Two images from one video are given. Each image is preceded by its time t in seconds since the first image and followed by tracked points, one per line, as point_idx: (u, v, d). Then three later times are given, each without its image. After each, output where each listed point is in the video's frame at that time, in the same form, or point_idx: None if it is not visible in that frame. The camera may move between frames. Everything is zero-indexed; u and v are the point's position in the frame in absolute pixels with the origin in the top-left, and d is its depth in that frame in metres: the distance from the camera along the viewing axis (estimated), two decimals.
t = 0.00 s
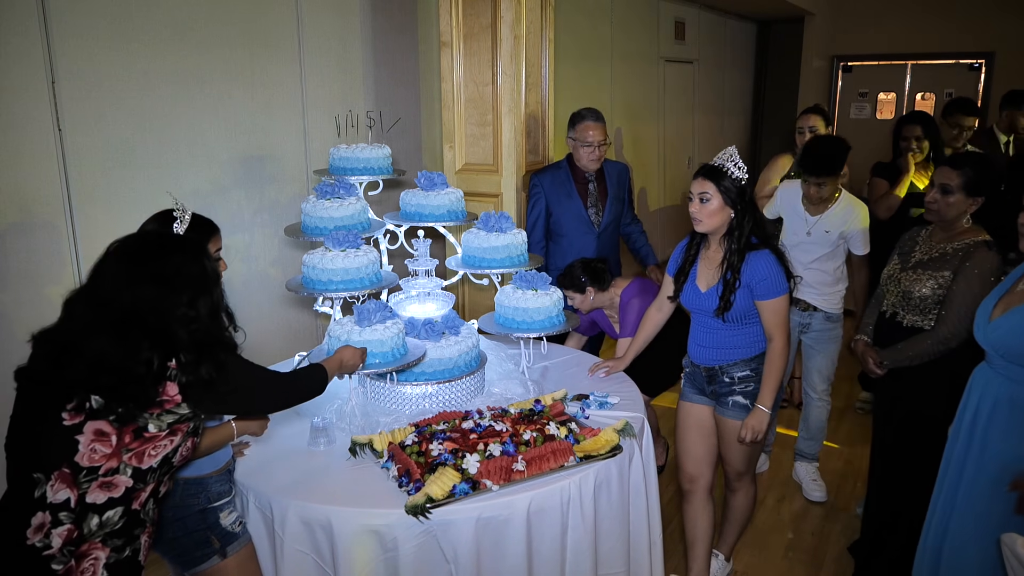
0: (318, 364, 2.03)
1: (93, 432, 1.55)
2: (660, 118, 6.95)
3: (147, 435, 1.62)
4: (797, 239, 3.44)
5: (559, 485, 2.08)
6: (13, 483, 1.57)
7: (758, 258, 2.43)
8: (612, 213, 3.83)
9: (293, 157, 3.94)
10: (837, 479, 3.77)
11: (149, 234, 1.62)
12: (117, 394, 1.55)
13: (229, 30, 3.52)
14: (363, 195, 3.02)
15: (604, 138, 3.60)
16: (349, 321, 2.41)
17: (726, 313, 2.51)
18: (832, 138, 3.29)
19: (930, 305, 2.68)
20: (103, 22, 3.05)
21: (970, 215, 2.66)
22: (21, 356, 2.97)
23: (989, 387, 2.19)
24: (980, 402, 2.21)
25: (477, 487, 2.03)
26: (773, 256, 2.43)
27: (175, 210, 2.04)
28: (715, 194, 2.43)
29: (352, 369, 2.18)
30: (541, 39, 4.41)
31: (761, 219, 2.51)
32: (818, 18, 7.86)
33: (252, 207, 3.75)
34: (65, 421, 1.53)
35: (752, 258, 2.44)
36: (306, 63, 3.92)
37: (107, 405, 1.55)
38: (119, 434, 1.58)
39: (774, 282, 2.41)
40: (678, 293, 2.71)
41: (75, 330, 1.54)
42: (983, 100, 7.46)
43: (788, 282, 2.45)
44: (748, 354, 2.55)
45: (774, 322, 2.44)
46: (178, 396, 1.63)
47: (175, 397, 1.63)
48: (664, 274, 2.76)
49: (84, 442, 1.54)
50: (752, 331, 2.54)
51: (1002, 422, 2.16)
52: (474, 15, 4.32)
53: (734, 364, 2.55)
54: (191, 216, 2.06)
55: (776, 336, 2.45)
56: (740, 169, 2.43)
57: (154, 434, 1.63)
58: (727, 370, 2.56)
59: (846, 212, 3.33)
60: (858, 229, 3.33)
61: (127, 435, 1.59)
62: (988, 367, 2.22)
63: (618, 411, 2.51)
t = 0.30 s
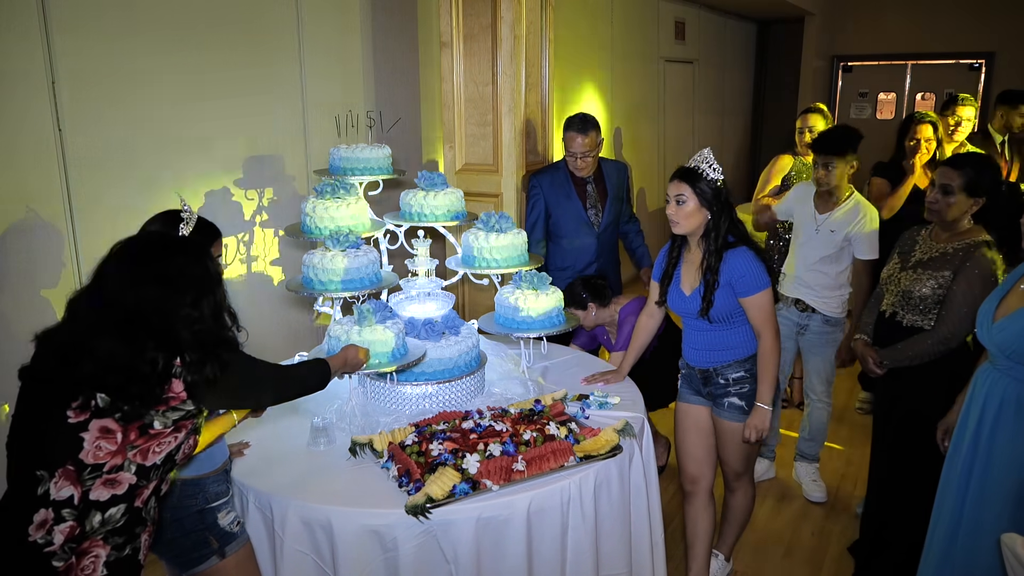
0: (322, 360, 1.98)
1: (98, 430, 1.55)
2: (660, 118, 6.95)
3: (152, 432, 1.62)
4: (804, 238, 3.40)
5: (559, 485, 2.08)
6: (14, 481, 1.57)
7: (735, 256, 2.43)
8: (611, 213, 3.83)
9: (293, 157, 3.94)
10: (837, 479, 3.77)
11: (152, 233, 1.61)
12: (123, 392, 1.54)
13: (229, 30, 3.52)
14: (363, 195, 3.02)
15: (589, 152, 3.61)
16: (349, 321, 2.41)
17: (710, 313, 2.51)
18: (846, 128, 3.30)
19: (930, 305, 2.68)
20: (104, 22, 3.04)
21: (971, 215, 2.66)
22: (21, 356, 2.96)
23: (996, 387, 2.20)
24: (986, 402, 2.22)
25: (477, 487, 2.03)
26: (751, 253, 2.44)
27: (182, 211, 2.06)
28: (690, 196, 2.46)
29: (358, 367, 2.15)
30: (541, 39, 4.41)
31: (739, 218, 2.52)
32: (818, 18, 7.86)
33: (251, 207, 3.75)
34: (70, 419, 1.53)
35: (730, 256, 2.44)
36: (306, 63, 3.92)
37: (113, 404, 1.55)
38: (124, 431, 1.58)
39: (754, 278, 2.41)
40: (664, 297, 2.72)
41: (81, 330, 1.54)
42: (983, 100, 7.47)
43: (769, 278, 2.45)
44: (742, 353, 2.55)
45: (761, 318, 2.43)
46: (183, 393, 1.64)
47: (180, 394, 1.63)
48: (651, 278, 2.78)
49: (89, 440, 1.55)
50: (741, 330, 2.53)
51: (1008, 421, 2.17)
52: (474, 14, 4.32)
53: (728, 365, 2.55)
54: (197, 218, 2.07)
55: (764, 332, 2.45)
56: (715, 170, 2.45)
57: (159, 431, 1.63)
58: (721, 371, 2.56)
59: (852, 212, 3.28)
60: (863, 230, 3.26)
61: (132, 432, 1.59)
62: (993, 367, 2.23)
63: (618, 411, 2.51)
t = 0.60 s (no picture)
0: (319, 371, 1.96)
1: (97, 431, 1.54)
2: (660, 118, 6.95)
3: (150, 434, 1.61)
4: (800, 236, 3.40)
5: (559, 485, 2.08)
6: (16, 480, 1.57)
7: (722, 255, 2.43)
8: (607, 215, 3.82)
9: (293, 157, 3.94)
10: (837, 479, 3.77)
11: (154, 236, 1.63)
12: (122, 392, 1.54)
13: (229, 29, 3.52)
14: (363, 195, 3.01)
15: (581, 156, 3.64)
16: (349, 321, 2.41)
17: (698, 312, 2.52)
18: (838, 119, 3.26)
19: (930, 305, 2.68)
20: (104, 21, 3.04)
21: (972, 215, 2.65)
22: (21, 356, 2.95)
23: (999, 386, 2.19)
24: (990, 401, 2.21)
25: (477, 487, 2.03)
26: (739, 252, 2.43)
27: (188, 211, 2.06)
28: (677, 196, 2.47)
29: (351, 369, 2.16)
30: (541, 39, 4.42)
31: (728, 217, 2.51)
32: (818, 18, 7.86)
33: (252, 207, 3.75)
34: (70, 419, 1.53)
35: (717, 255, 2.44)
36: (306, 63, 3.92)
37: (111, 404, 1.55)
38: (122, 432, 1.57)
39: (741, 277, 2.41)
40: (655, 297, 2.71)
41: (80, 329, 1.53)
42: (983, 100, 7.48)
43: (757, 277, 2.45)
44: (734, 353, 2.55)
45: (748, 317, 2.43)
46: (181, 395, 1.62)
47: (177, 396, 1.62)
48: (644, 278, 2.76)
49: (88, 440, 1.54)
50: (730, 330, 2.54)
51: (1011, 421, 2.16)
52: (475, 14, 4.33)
53: (719, 365, 2.55)
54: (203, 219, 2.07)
55: (750, 333, 2.44)
56: (700, 170, 2.46)
57: (157, 433, 1.62)
58: (713, 370, 2.56)
59: (846, 206, 3.27)
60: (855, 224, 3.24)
61: (131, 433, 1.58)
62: (998, 367, 2.22)
63: (618, 411, 2.51)
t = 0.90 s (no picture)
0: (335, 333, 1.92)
1: (97, 429, 1.55)
2: (660, 119, 6.95)
3: (150, 431, 1.60)
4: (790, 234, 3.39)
5: (559, 485, 2.08)
6: (17, 480, 1.57)
7: (722, 256, 2.43)
8: (609, 214, 3.82)
9: (293, 157, 3.94)
10: (837, 479, 3.77)
11: (158, 233, 1.63)
12: (119, 390, 1.54)
13: (229, 29, 3.53)
14: (362, 195, 3.01)
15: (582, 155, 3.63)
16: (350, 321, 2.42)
17: (696, 312, 2.52)
18: (834, 120, 3.30)
19: (930, 305, 2.68)
20: (104, 21, 3.04)
21: (971, 215, 2.65)
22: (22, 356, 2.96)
23: (999, 386, 2.19)
24: (989, 401, 2.21)
25: (477, 487, 2.03)
26: (739, 253, 2.44)
27: (196, 210, 2.04)
28: (677, 197, 2.47)
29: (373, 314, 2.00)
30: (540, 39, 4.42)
31: (729, 218, 2.51)
32: (818, 18, 7.86)
33: (252, 207, 3.75)
34: (70, 418, 1.53)
35: (716, 256, 2.45)
36: (307, 62, 3.93)
37: (110, 402, 1.55)
38: (122, 430, 1.57)
39: (741, 278, 2.41)
40: (656, 297, 2.71)
41: (80, 328, 1.55)
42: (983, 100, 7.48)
43: (756, 278, 2.45)
44: (732, 353, 2.55)
45: (746, 318, 2.43)
46: (177, 390, 1.61)
47: (174, 392, 1.61)
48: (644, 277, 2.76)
49: (89, 439, 1.54)
50: (729, 330, 2.54)
51: (1010, 421, 2.16)
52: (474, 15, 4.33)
53: (717, 364, 2.55)
54: (211, 219, 2.05)
55: (748, 333, 2.44)
56: (700, 171, 2.46)
57: (157, 429, 1.61)
58: (711, 369, 2.56)
59: (840, 206, 3.25)
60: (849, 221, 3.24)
61: (131, 431, 1.58)
62: (998, 367, 2.23)
63: (617, 411, 2.51)
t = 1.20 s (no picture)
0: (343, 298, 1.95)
1: (98, 426, 1.55)
2: (660, 119, 6.95)
3: (150, 424, 1.61)
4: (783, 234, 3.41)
5: (559, 485, 2.08)
6: (17, 478, 1.57)
7: (725, 256, 2.43)
8: (613, 213, 3.84)
9: (293, 157, 3.94)
10: (837, 479, 3.77)
11: (157, 235, 1.63)
12: (118, 389, 1.54)
13: (229, 29, 3.53)
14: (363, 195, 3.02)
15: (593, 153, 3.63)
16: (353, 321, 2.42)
17: (701, 312, 2.52)
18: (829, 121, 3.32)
19: (930, 306, 2.68)
20: (104, 21, 3.04)
21: (971, 215, 2.65)
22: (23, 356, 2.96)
23: (996, 387, 2.19)
24: (986, 402, 2.21)
25: (477, 487, 2.03)
26: (742, 253, 2.43)
27: (201, 212, 2.06)
28: (682, 197, 2.47)
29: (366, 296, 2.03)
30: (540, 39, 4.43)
31: (733, 219, 2.52)
32: (818, 18, 7.85)
33: (252, 207, 3.75)
34: (70, 416, 1.53)
35: (719, 256, 2.44)
36: (307, 63, 3.93)
37: (108, 399, 1.54)
38: (123, 426, 1.57)
39: (744, 278, 2.40)
40: (661, 297, 2.72)
41: (79, 327, 1.55)
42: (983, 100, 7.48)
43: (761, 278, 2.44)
44: (735, 353, 2.54)
45: (750, 318, 2.42)
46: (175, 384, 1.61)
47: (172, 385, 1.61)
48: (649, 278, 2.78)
49: (89, 436, 1.54)
50: (733, 330, 2.54)
51: (1005, 423, 2.16)
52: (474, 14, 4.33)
53: (721, 364, 2.55)
54: (215, 220, 2.07)
55: (752, 333, 2.44)
56: (705, 171, 2.46)
57: (158, 422, 1.62)
58: (714, 369, 2.56)
59: (831, 207, 3.29)
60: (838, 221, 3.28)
61: (131, 426, 1.58)
62: (995, 368, 2.22)
63: (617, 411, 2.51)
